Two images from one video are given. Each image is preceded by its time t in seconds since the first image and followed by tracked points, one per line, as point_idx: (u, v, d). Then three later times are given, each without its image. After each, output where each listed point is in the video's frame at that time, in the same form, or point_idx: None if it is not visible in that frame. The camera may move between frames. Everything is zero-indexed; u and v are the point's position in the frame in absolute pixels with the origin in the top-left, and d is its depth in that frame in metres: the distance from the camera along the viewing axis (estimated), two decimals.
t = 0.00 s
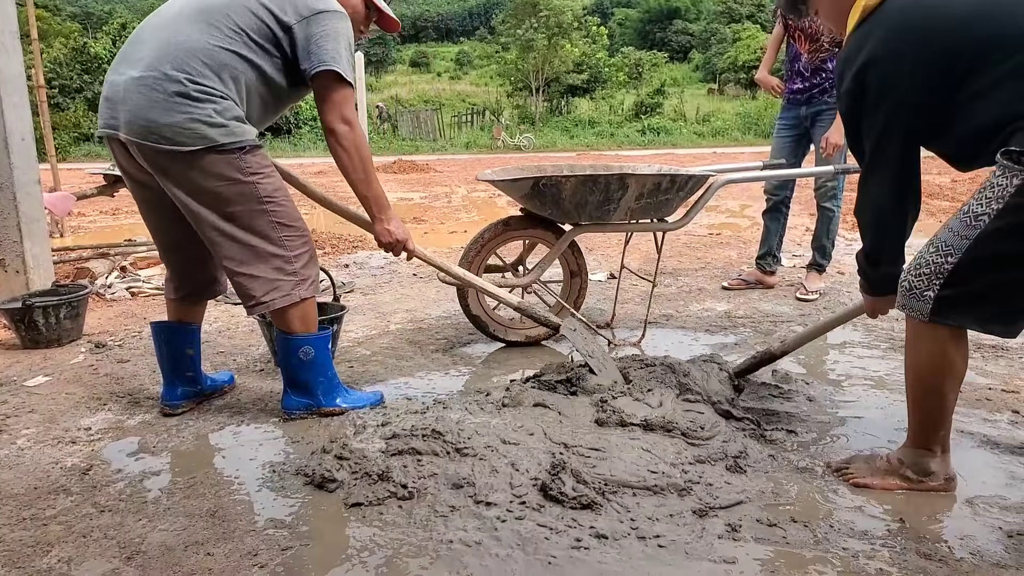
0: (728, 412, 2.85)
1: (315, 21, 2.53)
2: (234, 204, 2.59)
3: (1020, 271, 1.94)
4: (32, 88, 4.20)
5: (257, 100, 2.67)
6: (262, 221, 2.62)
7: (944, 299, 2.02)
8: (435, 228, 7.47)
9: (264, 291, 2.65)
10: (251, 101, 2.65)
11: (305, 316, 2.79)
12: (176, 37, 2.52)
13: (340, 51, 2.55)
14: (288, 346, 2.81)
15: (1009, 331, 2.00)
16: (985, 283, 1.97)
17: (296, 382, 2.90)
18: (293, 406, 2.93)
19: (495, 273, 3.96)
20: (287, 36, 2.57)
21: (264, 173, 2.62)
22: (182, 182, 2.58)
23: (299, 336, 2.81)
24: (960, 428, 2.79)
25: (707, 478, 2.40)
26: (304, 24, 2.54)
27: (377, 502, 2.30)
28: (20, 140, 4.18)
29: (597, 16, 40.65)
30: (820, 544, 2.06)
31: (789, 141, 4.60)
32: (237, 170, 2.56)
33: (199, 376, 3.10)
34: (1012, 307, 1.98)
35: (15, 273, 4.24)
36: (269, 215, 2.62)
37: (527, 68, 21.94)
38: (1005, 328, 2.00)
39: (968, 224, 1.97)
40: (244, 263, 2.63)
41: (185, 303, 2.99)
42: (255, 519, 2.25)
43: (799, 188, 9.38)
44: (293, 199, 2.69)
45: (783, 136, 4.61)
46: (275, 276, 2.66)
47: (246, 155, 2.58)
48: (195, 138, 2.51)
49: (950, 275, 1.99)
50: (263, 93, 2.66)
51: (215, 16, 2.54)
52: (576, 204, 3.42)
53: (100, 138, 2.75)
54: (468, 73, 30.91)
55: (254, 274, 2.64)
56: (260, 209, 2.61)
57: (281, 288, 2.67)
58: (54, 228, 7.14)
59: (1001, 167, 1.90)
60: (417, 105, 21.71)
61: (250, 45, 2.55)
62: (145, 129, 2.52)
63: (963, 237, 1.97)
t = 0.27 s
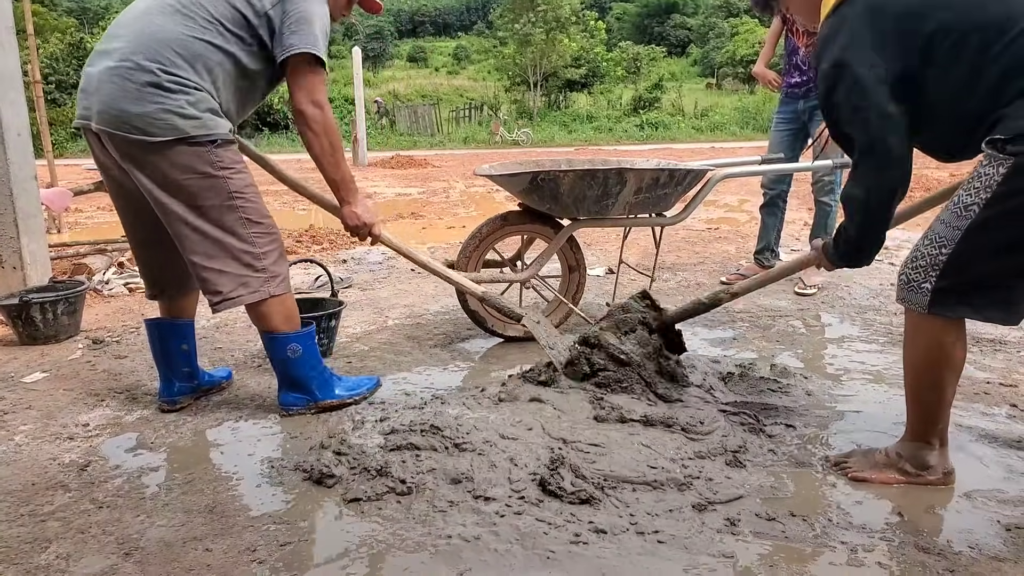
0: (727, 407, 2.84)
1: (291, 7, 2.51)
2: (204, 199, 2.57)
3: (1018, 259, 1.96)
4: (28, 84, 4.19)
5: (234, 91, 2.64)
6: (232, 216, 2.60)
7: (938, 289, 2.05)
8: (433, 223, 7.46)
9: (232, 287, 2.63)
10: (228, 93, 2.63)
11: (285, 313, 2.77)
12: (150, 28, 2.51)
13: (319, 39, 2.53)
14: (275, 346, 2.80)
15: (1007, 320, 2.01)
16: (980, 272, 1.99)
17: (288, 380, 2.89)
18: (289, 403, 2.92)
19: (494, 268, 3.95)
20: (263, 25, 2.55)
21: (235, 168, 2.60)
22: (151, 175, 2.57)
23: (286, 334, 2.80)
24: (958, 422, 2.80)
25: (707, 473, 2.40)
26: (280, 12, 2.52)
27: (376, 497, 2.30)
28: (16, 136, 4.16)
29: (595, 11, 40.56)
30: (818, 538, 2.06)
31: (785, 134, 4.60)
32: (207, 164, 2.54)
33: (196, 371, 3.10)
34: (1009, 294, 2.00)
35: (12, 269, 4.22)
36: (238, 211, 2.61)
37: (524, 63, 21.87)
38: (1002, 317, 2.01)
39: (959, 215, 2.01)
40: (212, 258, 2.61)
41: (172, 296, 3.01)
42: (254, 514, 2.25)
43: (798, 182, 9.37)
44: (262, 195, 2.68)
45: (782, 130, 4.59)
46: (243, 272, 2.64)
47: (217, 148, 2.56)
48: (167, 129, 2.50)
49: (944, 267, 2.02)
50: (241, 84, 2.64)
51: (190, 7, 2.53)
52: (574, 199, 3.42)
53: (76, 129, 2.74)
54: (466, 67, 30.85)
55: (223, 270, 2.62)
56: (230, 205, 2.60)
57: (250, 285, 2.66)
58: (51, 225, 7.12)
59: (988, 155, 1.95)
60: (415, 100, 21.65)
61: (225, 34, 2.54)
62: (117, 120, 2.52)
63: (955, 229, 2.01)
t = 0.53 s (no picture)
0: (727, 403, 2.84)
1: None
2: (175, 192, 2.55)
3: None
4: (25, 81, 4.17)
5: (207, 83, 2.60)
6: (204, 210, 2.58)
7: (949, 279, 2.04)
8: (431, 219, 7.46)
9: (204, 284, 2.61)
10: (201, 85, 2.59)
11: (261, 308, 2.73)
12: (120, 19, 2.47)
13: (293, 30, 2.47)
14: (249, 349, 2.75)
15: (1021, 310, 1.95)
16: (992, 259, 1.97)
17: (273, 381, 2.85)
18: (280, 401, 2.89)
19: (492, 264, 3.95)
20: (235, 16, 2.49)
21: (207, 161, 2.58)
22: (121, 168, 2.54)
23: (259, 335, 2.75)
24: (957, 417, 2.80)
25: (710, 470, 2.39)
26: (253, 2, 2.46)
27: (374, 493, 2.29)
28: (14, 132, 4.15)
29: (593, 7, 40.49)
30: (816, 532, 2.06)
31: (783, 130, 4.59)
32: (178, 157, 2.52)
33: (192, 367, 3.08)
34: None
35: (10, 266, 4.21)
36: (209, 205, 2.59)
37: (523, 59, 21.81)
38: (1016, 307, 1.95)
39: (967, 205, 2.01)
40: (183, 254, 2.60)
41: (156, 293, 2.97)
42: (252, 511, 2.24)
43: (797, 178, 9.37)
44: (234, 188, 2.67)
45: (781, 124, 4.58)
46: (214, 268, 2.62)
47: (188, 141, 2.54)
48: (136, 121, 2.47)
49: (956, 256, 2.02)
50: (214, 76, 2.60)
51: None
52: (573, 195, 3.41)
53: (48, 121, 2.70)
54: (464, 63, 30.80)
55: (194, 266, 2.60)
56: (201, 199, 2.57)
57: (222, 281, 2.63)
58: (49, 222, 7.11)
59: (993, 143, 1.96)
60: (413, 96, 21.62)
61: (195, 25, 2.48)
62: (87, 112, 2.49)
63: (963, 218, 2.01)
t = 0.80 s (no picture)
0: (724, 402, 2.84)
1: None
2: (183, 191, 2.45)
3: None
4: (21, 77, 4.16)
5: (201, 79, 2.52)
6: (216, 206, 2.51)
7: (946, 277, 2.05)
8: (428, 218, 7.45)
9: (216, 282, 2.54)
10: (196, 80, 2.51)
11: (238, 310, 2.60)
12: (109, 14, 2.36)
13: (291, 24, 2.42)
14: (193, 343, 2.56)
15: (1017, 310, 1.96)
16: (992, 258, 1.97)
17: (193, 387, 2.60)
18: (188, 414, 2.61)
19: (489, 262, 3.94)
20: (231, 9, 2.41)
21: (214, 158, 2.51)
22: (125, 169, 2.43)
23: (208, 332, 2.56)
24: (953, 416, 2.80)
25: (718, 472, 2.38)
26: None
27: (370, 492, 2.29)
28: (10, 129, 4.13)
29: (591, 5, 40.48)
30: (812, 532, 2.06)
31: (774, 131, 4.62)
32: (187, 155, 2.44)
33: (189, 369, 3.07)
34: None
35: (5, 264, 4.20)
36: (221, 202, 2.51)
37: (520, 57, 21.79)
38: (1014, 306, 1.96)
39: (964, 204, 2.01)
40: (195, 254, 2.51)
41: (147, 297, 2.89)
42: (247, 509, 2.24)
43: (794, 177, 9.37)
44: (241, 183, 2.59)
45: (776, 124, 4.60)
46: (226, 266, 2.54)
47: (195, 139, 2.47)
48: (139, 121, 2.37)
49: (954, 255, 2.02)
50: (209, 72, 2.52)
51: None
52: (569, 193, 3.41)
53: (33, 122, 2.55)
54: (462, 61, 30.78)
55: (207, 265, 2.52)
56: (212, 196, 2.49)
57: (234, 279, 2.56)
58: (45, 219, 7.09)
59: (989, 143, 1.96)
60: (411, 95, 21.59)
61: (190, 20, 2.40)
62: (85, 114, 2.37)
63: (963, 216, 2.01)
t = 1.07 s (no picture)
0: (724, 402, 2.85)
1: None
2: (188, 219, 2.28)
3: None
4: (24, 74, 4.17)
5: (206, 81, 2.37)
6: (222, 236, 2.34)
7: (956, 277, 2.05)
8: (429, 216, 7.45)
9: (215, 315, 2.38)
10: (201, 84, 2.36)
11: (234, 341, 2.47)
12: (108, 18, 2.18)
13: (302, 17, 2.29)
14: (192, 377, 2.43)
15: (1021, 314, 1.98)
16: (1001, 261, 1.97)
17: (189, 419, 2.48)
18: (181, 446, 2.49)
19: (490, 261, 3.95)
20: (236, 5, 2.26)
21: (224, 182, 2.33)
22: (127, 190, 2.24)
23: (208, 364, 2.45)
24: (952, 417, 2.81)
25: (720, 473, 2.38)
26: None
27: (370, 489, 2.30)
28: (12, 125, 4.14)
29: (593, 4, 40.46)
30: (811, 532, 2.07)
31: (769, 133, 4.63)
32: (195, 179, 2.27)
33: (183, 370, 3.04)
34: None
35: (7, 260, 4.20)
36: (227, 231, 2.34)
37: (521, 56, 21.79)
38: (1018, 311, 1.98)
39: (977, 204, 2.01)
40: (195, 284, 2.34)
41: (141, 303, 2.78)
42: (247, 506, 2.24)
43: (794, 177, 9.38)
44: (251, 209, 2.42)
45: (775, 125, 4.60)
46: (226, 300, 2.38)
47: (205, 160, 2.29)
48: (152, 139, 2.20)
49: (964, 255, 2.02)
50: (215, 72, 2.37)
51: None
52: (570, 192, 3.41)
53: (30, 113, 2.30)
54: (463, 60, 30.78)
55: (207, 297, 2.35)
56: (218, 225, 2.32)
57: (234, 312, 2.40)
58: (47, 215, 7.10)
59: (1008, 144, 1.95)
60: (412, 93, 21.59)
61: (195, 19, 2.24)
62: (91, 130, 2.18)
63: (975, 216, 2.01)
